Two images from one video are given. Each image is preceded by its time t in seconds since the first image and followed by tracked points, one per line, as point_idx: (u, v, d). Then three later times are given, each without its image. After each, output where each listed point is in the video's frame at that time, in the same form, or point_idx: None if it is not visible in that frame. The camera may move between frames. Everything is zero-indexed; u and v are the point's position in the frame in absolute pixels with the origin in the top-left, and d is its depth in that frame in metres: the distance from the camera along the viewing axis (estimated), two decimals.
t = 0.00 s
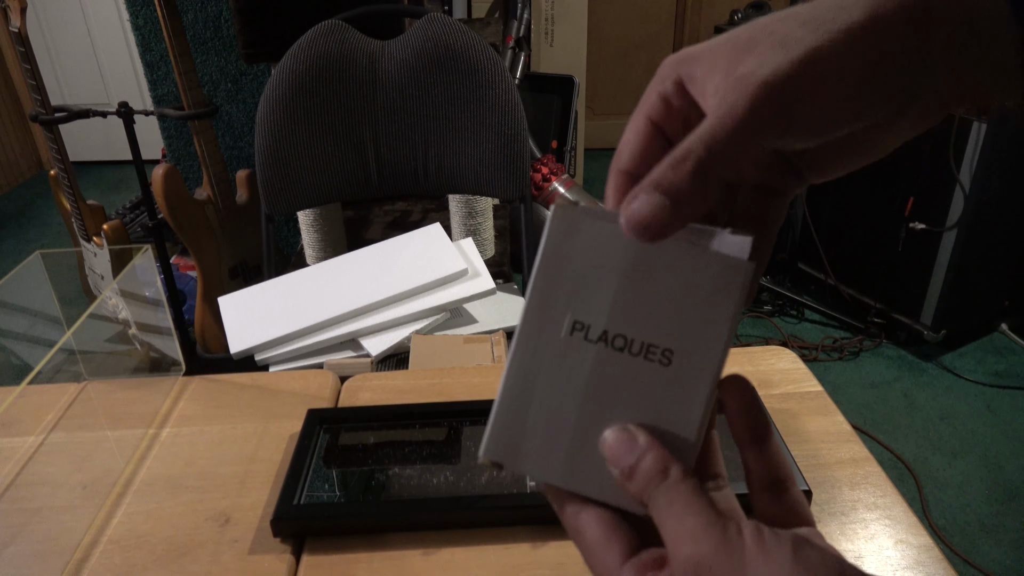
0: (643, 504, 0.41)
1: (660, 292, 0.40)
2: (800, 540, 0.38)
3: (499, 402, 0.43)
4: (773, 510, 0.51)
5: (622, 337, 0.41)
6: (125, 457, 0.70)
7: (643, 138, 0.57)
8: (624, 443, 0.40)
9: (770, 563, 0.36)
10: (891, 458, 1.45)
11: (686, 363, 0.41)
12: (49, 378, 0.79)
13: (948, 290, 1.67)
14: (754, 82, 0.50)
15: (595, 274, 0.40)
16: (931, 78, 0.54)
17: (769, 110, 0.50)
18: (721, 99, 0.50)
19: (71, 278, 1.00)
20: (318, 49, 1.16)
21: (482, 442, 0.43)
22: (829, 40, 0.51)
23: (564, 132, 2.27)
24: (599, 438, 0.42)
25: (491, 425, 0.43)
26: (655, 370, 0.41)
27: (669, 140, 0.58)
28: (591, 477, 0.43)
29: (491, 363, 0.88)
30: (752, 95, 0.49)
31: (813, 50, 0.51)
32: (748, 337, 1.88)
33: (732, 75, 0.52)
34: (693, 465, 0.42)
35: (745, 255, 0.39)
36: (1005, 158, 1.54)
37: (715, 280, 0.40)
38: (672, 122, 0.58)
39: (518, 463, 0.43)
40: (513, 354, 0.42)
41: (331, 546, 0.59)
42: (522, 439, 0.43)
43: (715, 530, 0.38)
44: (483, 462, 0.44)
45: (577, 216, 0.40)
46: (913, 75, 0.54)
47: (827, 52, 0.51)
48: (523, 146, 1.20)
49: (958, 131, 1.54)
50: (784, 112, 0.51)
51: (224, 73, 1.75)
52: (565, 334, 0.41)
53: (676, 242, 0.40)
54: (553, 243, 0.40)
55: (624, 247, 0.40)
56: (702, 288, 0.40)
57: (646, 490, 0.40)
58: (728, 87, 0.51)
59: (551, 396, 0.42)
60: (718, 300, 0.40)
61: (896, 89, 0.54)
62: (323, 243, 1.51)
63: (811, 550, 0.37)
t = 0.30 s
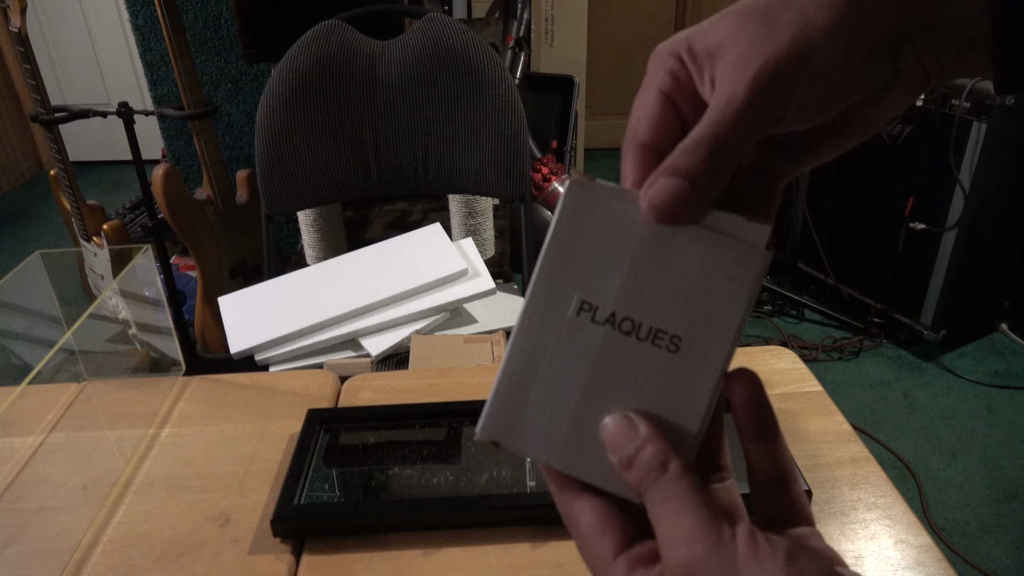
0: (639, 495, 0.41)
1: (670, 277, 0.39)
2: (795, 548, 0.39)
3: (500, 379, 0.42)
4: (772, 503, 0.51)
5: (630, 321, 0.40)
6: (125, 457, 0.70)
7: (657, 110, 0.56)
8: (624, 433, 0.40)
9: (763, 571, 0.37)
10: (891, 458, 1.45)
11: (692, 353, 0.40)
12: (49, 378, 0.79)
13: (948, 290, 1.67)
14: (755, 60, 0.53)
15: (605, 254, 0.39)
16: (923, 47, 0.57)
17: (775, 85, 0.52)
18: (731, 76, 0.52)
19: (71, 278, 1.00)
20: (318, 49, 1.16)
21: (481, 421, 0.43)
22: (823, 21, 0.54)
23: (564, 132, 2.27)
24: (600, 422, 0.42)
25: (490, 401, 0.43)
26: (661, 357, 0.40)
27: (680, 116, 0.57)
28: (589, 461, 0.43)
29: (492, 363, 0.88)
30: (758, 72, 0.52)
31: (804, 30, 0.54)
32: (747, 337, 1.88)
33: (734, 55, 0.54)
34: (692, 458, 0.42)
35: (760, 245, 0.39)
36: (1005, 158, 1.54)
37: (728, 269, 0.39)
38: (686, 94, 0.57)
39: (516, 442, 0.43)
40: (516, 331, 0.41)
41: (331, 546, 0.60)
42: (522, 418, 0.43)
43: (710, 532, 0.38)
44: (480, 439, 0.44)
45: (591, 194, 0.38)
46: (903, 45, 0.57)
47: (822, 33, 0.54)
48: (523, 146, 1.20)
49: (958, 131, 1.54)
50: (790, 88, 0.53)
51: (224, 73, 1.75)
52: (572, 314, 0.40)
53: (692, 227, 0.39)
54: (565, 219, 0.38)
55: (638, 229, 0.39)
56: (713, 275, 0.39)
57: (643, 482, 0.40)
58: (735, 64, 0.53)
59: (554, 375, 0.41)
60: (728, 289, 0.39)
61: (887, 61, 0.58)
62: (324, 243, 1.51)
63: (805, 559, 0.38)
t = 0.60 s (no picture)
0: (647, 497, 0.41)
1: (684, 275, 0.39)
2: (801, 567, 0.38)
3: (511, 372, 0.42)
4: (777, 512, 0.50)
5: (644, 318, 0.40)
6: (125, 457, 0.70)
7: (660, 102, 0.56)
8: (636, 432, 0.40)
9: None
10: (891, 458, 1.45)
11: (705, 353, 0.40)
12: (48, 378, 0.79)
13: (948, 289, 1.67)
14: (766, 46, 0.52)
15: (621, 249, 0.39)
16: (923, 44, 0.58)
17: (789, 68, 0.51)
18: (738, 62, 0.52)
19: (70, 278, 1.00)
20: (318, 49, 1.16)
21: (488, 415, 0.43)
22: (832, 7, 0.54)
23: (564, 132, 2.27)
24: (610, 420, 0.42)
25: (500, 394, 0.42)
26: (674, 356, 0.40)
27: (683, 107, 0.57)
28: (597, 460, 0.43)
29: (492, 363, 0.88)
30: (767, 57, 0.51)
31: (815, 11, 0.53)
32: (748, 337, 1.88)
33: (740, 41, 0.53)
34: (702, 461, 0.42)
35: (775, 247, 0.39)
36: (1005, 158, 1.54)
37: (742, 268, 0.39)
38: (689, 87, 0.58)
39: (525, 437, 0.42)
40: (529, 325, 0.41)
41: (331, 546, 0.60)
42: (532, 411, 0.42)
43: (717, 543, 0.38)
44: (486, 434, 0.43)
45: (609, 187, 0.38)
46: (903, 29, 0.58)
47: (829, 16, 0.54)
48: (523, 146, 1.20)
49: (958, 131, 1.54)
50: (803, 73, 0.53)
51: (224, 73, 1.75)
52: (585, 310, 0.40)
53: (708, 225, 0.39)
54: (583, 212, 0.38)
55: (655, 226, 0.39)
56: (727, 275, 0.39)
57: (652, 486, 0.40)
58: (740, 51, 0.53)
59: (565, 369, 0.41)
60: (741, 290, 0.39)
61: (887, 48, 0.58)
62: (324, 243, 1.51)
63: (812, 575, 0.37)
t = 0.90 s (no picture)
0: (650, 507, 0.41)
1: (685, 285, 0.39)
2: None
3: (515, 380, 0.42)
4: (781, 528, 0.47)
5: (646, 327, 0.40)
6: (125, 457, 0.70)
7: (656, 108, 0.57)
8: (638, 442, 0.40)
9: None
10: (891, 458, 1.45)
11: (708, 361, 0.40)
12: (48, 378, 0.79)
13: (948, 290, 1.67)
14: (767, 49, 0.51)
15: (623, 258, 0.39)
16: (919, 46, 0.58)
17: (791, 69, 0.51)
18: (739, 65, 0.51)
19: (71, 278, 1.00)
20: (318, 49, 1.16)
21: (492, 425, 0.43)
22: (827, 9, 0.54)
23: (564, 132, 2.28)
24: (613, 430, 0.42)
25: (503, 403, 0.42)
26: (677, 365, 0.40)
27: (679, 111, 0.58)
28: (601, 469, 0.43)
29: (492, 363, 0.88)
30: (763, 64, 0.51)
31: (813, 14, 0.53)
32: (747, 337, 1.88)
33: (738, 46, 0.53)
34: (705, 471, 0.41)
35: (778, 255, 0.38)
36: (1006, 158, 1.54)
37: (744, 276, 0.38)
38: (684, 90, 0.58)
39: (529, 446, 0.43)
40: (531, 336, 0.41)
41: (331, 546, 0.60)
42: (535, 420, 0.42)
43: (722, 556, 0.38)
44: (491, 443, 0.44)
45: (608, 198, 0.38)
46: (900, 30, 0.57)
47: (829, 17, 0.53)
48: (523, 146, 1.20)
49: (958, 131, 1.54)
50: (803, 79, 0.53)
51: (224, 73, 1.75)
52: (587, 320, 0.40)
53: (708, 233, 0.38)
54: (582, 223, 0.38)
55: (655, 235, 0.39)
56: (729, 283, 0.39)
57: (656, 496, 0.40)
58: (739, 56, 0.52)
59: (567, 378, 0.41)
60: (744, 298, 0.39)
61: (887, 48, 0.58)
62: (324, 243, 1.51)
63: None
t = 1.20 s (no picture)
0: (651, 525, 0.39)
1: (680, 297, 0.35)
2: None
3: (510, 400, 0.40)
4: (787, 555, 0.39)
5: (640, 342, 0.36)
6: (125, 457, 0.70)
7: (652, 104, 0.57)
8: (636, 465, 0.37)
9: None
10: (891, 458, 1.45)
11: (706, 374, 0.37)
12: (49, 378, 0.79)
13: (948, 290, 1.67)
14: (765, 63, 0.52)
15: (612, 273, 0.35)
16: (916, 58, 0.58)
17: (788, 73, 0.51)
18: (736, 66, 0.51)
19: (71, 278, 1.00)
20: (318, 49, 1.16)
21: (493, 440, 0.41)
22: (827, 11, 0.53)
23: (564, 133, 2.28)
24: (609, 445, 0.39)
25: (500, 421, 0.40)
26: (670, 379, 0.37)
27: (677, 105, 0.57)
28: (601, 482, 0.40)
29: (492, 363, 0.88)
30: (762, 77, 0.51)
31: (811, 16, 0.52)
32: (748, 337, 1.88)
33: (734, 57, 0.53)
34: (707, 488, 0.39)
35: (773, 257, 0.34)
36: (1005, 158, 1.54)
37: (741, 284, 0.34)
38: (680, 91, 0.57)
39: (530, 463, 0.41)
40: (523, 354, 0.38)
41: (331, 546, 0.60)
42: (533, 438, 0.40)
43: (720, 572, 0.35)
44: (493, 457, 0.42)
45: (589, 210, 0.34)
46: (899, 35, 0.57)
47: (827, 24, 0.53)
48: (523, 147, 1.20)
49: (958, 131, 1.54)
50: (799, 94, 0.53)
51: (224, 73, 1.75)
52: (577, 335, 0.37)
53: (701, 242, 0.34)
54: (563, 239, 0.34)
55: (645, 245, 0.34)
56: (726, 292, 0.35)
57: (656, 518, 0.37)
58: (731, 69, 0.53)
59: (562, 396, 0.39)
60: (742, 302, 0.35)
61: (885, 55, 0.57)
62: (324, 243, 1.51)
63: None
